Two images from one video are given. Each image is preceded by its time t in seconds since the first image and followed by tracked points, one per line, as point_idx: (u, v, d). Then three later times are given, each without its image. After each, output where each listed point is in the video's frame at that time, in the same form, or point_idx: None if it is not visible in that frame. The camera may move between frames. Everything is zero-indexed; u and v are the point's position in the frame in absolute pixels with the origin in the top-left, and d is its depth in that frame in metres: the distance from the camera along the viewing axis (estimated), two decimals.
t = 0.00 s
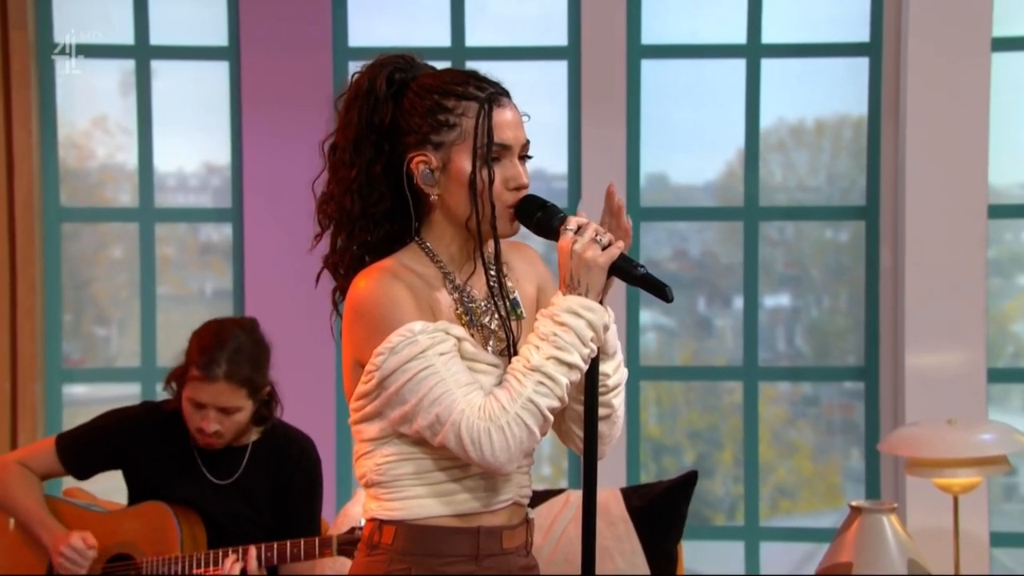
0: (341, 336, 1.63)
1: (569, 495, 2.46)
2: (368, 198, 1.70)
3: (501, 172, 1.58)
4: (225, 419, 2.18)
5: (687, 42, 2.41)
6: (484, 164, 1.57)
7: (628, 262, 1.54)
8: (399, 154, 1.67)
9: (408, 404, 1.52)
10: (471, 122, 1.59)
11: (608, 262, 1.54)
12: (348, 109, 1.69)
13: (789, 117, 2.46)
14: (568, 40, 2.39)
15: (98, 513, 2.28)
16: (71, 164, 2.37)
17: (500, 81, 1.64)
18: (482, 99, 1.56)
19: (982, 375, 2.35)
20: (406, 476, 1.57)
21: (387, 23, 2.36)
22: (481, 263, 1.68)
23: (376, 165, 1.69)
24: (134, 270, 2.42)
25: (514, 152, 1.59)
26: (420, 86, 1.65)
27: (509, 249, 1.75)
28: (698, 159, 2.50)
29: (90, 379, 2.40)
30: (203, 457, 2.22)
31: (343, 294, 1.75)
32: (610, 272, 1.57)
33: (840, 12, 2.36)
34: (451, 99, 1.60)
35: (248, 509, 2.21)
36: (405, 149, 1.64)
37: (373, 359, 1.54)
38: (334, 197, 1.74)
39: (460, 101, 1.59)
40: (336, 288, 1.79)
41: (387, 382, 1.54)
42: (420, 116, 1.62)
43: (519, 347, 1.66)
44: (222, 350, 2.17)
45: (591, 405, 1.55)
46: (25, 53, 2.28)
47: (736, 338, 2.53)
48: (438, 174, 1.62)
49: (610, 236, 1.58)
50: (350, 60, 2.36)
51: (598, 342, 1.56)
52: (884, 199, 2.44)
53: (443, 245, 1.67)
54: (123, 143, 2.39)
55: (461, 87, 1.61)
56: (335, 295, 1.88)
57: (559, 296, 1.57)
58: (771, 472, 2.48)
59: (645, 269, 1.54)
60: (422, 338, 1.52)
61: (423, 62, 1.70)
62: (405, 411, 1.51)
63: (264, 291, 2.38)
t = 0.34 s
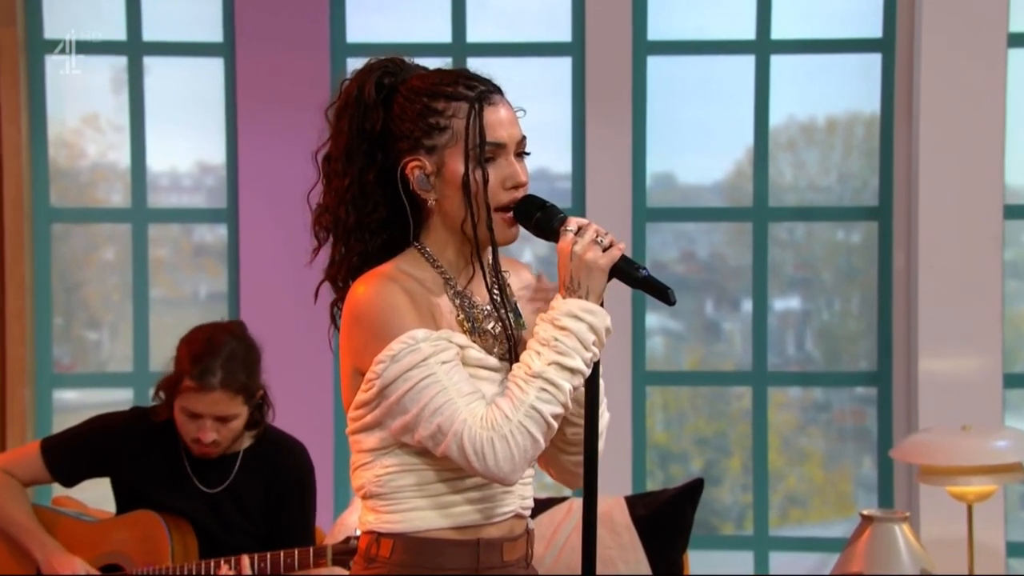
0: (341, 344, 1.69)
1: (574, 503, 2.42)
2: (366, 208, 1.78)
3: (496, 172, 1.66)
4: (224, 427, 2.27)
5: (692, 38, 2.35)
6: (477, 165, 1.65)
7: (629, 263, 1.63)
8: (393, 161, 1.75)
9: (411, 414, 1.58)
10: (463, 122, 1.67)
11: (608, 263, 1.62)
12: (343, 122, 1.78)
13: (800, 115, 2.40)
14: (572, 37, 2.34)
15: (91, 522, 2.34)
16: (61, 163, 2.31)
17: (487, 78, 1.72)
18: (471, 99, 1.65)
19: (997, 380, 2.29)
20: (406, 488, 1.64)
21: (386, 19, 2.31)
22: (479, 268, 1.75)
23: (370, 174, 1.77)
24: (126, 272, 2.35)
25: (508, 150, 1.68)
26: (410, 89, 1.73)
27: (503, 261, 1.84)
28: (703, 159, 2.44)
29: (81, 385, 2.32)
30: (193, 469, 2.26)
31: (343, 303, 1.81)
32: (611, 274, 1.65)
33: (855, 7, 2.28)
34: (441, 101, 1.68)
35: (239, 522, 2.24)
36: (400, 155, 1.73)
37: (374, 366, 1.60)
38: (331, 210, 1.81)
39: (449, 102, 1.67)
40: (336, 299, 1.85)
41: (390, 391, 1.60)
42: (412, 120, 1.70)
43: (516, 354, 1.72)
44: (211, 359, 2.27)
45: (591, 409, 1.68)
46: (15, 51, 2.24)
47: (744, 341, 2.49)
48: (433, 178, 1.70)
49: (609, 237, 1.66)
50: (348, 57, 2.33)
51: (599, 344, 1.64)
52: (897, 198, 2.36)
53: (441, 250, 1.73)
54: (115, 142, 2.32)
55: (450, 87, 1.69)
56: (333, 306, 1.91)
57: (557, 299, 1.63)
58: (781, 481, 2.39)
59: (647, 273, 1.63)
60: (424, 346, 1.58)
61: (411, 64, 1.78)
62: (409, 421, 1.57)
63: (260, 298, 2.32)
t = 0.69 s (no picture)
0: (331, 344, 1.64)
1: (574, 509, 2.35)
2: (359, 201, 1.73)
3: (490, 173, 1.61)
4: (235, 420, 2.19)
5: (700, 34, 2.32)
6: (470, 166, 1.60)
7: (629, 263, 1.56)
8: (388, 155, 1.70)
9: (402, 417, 1.53)
10: (460, 121, 1.61)
11: (606, 264, 1.55)
12: (339, 109, 1.72)
13: (807, 112, 2.34)
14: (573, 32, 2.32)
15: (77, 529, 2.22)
16: (51, 161, 2.25)
17: (489, 76, 1.66)
18: (469, 98, 1.58)
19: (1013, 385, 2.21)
20: (399, 492, 1.58)
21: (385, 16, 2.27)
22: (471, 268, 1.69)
23: (364, 166, 1.72)
24: (116, 272, 2.30)
25: (505, 150, 1.62)
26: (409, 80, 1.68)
27: (500, 256, 1.81)
28: (709, 155, 2.40)
29: (71, 388, 2.26)
30: (183, 462, 2.17)
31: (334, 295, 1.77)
32: (610, 274, 1.58)
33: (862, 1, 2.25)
34: (439, 98, 1.62)
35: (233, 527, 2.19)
36: (395, 149, 1.68)
37: (364, 368, 1.56)
38: (323, 200, 1.77)
39: (447, 99, 1.62)
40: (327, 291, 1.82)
41: (380, 393, 1.55)
42: (408, 115, 1.64)
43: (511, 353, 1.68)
44: (225, 350, 2.15)
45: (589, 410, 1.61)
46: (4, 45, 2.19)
47: (750, 344, 2.43)
48: (427, 175, 1.65)
49: (609, 238, 1.60)
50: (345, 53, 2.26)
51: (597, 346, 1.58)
52: (908, 198, 2.30)
53: (433, 248, 1.69)
54: (106, 140, 2.27)
55: (450, 83, 1.64)
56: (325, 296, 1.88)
57: (554, 300, 1.57)
58: (789, 487, 2.30)
59: (647, 273, 1.56)
60: (416, 347, 1.54)
61: (413, 53, 1.73)
62: (400, 424, 1.53)
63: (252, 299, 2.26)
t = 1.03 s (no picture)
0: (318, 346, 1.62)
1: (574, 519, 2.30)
2: (353, 193, 1.71)
3: (494, 172, 1.58)
4: (208, 445, 1.99)
5: (704, 31, 2.25)
6: (475, 164, 1.57)
7: (627, 268, 1.52)
8: (386, 147, 1.67)
9: (386, 420, 1.51)
10: (468, 117, 1.59)
11: (604, 267, 1.51)
12: (338, 98, 1.69)
13: (815, 111, 2.29)
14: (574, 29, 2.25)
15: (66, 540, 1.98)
16: (36, 162, 2.16)
17: (496, 74, 1.64)
18: (477, 94, 1.56)
19: None
20: (385, 497, 1.57)
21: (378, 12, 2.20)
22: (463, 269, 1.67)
23: (361, 159, 1.69)
24: (105, 276, 2.26)
25: (510, 150, 1.60)
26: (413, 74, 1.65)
27: (505, 254, 1.78)
28: (714, 157, 2.36)
29: (58, 395, 2.17)
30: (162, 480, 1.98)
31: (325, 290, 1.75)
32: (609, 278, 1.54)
33: None
34: (446, 92, 1.60)
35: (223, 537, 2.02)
36: (395, 142, 1.65)
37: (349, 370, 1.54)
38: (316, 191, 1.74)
39: (454, 94, 1.59)
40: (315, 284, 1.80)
41: (364, 397, 1.53)
42: (411, 107, 1.62)
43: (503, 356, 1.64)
44: (201, 370, 1.97)
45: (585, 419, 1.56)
46: None
47: (755, 349, 2.44)
48: (427, 170, 1.63)
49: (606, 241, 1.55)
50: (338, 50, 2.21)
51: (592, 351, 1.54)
52: (917, 200, 2.21)
53: (426, 247, 1.67)
54: (94, 139, 2.20)
55: (455, 79, 1.61)
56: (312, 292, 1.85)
57: (550, 303, 1.54)
58: (796, 496, 2.22)
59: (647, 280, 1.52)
60: (399, 349, 1.52)
61: (415, 45, 1.69)
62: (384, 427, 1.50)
63: (245, 301, 2.24)
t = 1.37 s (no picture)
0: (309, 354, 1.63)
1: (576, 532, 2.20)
2: (345, 204, 1.70)
3: (489, 173, 1.58)
4: (221, 451, 1.62)
5: (708, 30, 2.15)
6: (471, 165, 1.58)
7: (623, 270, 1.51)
8: (377, 156, 1.67)
9: (380, 428, 1.53)
10: (460, 117, 1.59)
11: (604, 273, 1.52)
12: (329, 108, 1.69)
13: (824, 113, 2.23)
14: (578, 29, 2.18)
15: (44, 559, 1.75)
16: (26, 165, 2.11)
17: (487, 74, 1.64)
18: (469, 96, 1.57)
19: None
20: (378, 508, 1.59)
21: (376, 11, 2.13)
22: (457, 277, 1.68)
23: (353, 168, 1.69)
24: (96, 282, 2.21)
25: (505, 149, 1.59)
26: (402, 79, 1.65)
27: (504, 257, 1.78)
28: (721, 159, 2.30)
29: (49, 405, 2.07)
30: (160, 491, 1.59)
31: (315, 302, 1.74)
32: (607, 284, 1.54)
33: None
34: (438, 94, 1.60)
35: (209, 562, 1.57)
36: (387, 148, 1.65)
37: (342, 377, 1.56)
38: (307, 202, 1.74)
39: (445, 96, 1.60)
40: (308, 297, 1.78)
41: (356, 403, 1.55)
42: (403, 112, 1.62)
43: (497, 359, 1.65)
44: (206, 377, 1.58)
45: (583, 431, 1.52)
46: None
47: (763, 357, 2.39)
48: (422, 174, 1.63)
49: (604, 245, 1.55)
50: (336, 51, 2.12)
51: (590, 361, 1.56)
52: (930, 211, 2.14)
53: (421, 254, 1.68)
54: (86, 142, 2.17)
55: (445, 79, 1.62)
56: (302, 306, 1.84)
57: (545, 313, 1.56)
58: (805, 508, 2.15)
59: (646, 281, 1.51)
60: (392, 355, 1.54)
61: (404, 53, 1.69)
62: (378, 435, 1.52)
63: (237, 307, 2.18)
